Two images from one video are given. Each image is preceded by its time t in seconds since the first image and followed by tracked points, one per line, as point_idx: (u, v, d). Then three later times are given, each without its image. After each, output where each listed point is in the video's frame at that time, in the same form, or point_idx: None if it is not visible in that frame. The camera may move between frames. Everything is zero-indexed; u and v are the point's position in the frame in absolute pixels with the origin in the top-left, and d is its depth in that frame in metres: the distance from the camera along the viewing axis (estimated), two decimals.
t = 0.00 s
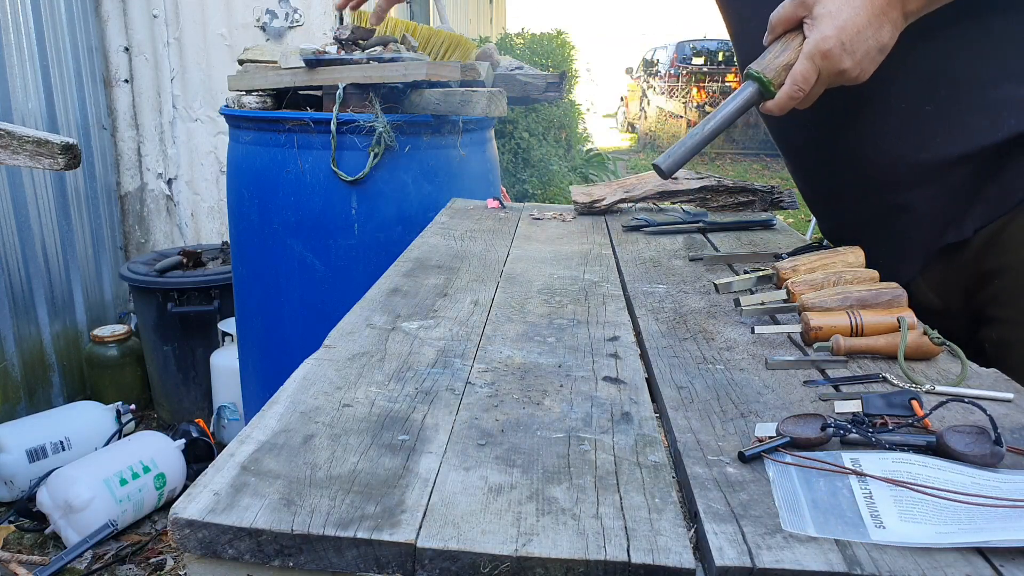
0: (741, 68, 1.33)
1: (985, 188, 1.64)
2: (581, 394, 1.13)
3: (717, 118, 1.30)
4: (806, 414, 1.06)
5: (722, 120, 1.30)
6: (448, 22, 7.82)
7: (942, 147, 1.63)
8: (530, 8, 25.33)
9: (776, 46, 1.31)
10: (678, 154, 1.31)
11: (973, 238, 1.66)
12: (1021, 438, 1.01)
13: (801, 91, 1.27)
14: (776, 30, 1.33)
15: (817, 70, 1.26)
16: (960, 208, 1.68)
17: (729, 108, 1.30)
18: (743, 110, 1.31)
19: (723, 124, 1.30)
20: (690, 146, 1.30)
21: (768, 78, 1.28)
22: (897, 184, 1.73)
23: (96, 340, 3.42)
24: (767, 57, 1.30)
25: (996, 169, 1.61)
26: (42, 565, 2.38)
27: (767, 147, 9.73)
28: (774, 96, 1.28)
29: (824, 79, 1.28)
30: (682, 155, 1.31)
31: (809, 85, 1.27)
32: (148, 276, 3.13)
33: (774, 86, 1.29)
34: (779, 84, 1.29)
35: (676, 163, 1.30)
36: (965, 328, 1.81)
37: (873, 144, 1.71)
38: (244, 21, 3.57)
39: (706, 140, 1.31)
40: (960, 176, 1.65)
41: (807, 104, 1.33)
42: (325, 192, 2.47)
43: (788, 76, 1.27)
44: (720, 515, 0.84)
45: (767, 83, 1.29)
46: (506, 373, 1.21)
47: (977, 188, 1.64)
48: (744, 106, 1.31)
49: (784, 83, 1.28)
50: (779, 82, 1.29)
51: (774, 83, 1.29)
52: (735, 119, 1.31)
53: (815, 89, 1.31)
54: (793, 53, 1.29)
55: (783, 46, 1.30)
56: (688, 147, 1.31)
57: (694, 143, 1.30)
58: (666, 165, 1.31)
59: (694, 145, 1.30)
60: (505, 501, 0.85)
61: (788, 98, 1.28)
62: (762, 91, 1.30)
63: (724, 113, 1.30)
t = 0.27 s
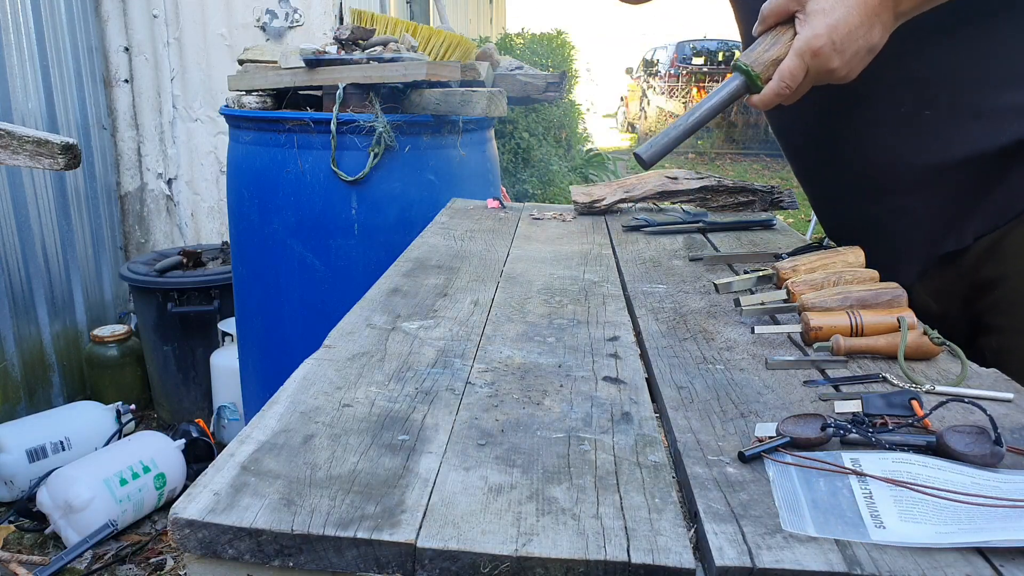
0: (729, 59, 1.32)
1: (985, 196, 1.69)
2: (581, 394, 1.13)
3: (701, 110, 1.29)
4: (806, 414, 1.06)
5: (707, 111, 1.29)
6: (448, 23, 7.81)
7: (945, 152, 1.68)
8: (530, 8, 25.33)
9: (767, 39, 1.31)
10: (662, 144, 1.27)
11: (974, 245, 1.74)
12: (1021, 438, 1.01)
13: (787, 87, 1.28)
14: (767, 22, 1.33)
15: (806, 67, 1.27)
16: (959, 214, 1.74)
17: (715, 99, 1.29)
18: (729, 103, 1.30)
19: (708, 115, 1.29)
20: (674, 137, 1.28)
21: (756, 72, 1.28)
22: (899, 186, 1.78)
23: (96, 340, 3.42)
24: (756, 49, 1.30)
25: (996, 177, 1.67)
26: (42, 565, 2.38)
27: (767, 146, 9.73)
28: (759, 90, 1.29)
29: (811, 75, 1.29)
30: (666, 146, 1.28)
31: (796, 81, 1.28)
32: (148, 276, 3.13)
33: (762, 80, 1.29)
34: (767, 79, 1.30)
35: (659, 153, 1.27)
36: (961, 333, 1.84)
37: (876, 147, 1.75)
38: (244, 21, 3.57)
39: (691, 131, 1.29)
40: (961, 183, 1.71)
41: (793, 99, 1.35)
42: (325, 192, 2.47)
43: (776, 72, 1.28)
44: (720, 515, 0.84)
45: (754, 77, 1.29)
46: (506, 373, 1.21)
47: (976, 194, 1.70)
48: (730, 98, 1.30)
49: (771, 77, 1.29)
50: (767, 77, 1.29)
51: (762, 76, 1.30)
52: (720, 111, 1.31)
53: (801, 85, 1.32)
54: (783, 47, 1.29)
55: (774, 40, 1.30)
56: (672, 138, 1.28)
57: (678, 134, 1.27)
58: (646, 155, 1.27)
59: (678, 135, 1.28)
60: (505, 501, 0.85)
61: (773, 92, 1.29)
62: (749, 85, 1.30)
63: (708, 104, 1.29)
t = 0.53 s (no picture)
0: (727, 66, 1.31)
1: (992, 208, 1.73)
2: (581, 394, 1.13)
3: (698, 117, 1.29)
4: (806, 414, 1.06)
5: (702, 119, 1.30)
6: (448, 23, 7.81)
7: (950, 166, 1.74)
8: (530, 9, 25.37)
9: (768, 49, 1.31)
10: (655, 150, 1.28)
11: (983, 259, 1.76)
12: (1021, 438, 1.01)
13: (784, 101, 1.28)
14: (769, 31, 1.33)
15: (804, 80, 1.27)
16: (966, 226, 1.78)
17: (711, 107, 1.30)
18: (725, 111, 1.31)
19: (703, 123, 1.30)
20: (668, 143, 1.28)
21: (755, 83, 1.28)
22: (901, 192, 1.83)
23: (96, 340, 3.42)
24: (756, 59, 1.30)
25: (1003, 192, 1.71)
26: (42, 565, 2.38)
27: (767, 146, 9.74)
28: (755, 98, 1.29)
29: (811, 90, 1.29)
30: (659, 151, 1.29)
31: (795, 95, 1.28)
32: (148, 276, 3.13)
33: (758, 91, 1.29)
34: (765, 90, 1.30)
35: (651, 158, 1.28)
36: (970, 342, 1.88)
37: (883, 158, 1.80)
38: (244, 21, 3.57)
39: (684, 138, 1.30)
40: (969, 194, 1.75)
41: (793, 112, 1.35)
42: (325, 192, 2.47)
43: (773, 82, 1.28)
44: (720, 515, 0.83)
45: (751, 88, 1.28)
46: (506, 373, 1.21)
47: (980, 210, 1.75)
48: (726, 107, 1.31)
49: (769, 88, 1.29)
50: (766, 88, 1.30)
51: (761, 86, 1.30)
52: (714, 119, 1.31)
53: (800, 99, 1.32)
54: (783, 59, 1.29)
55: (775, 50, 1.30)
56: (665, 143, 1.29)
57: (672, 140, 1.28)
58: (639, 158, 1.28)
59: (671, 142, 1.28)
60: (505, 501, 0.85)
61: (768, 104, 1.29)
62: (745, 95, 1.30)
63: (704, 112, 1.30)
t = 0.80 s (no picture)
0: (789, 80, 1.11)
1: None
2: (581, 394, 1.13)
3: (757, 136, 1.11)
4: (806, 414, 1.06)
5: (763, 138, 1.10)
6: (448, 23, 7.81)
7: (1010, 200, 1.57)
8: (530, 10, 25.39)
9: (834, 65, 1.08)
10: (706, 169, 1.12)
11: None
12: (1021, 438, 1.01)
13: (852, 126, 1.06)
14: (837, 44, 1.10)
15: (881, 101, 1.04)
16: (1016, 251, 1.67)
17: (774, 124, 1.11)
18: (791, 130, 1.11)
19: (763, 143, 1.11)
20: (721, 163, 1.12)
21: (821, 104, 1.07)
22: (958, 221, 1.66)
23: (96, 340, 3.42)
24: (821, 77, 1.08)
25: None
26: (42, 565, 2.38)
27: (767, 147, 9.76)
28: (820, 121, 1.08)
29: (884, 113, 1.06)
30: (710, 172, 1.13)
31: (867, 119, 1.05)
32: (148, 276, 3.13)
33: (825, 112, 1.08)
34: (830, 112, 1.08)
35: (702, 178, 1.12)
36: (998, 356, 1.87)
37: (938, 188, 1.61)
38: (244, 21, 3.57)
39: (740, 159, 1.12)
40: None
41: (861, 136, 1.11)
42: (325, 192, 2.47)
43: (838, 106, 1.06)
44: (720, 515, 0.84)
45: (815, 108, 1.08)
46: (506, 373, 1.21)
47: None
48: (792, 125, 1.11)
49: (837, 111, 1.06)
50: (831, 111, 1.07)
51: (824, 108, 1.08)
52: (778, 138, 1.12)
53: (866, 124, 1.09)
54: (852, 78, 1.06)
55: (842, 67, 1.07)
56: (718, 164, 1.12)
57: (725, 161, 1.11)
58: (690, 177, 1.13)
59: (724, 162, 1.12)
60: (505, 501, 0.85)
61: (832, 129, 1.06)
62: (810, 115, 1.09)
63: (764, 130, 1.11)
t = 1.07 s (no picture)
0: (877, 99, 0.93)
1: None
2: (582, 394, 1.13)
3: (831, 153, 0.89)
4: (806, 414, 1.06)
5: (843, 156, 0.89)
6: (448, 23, 7.82)
7: None
8: (530, 10, 25.40)
9: (941, 85, 0.89)
10: (764, 186, 0.89)
11: None
12: (1021, 438, 1.01)
13: (950, 161, 0.87)
14: (951, 61, 0.91)
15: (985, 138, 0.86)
16: None
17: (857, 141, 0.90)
18: (877, 152, 0.90)
19: (843, 163, 0.89)
20: (784, 181, 0.89)
21: (912, 126, 0.88)
22: None
23: (96, 340, 3.42)
24: (921, 97, 0.89)
25: None
26: (42, 565, 2.38)
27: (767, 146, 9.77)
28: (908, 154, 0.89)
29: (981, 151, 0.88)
30: (769, 190, 0.89)
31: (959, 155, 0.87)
32: (148, 276, 3.13)
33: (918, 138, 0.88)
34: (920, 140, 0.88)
35: (759, 195, 0.89)
36: None
37: None
38: (244, 21, 3.57)
39: (810, 180, 0.89)
40: None
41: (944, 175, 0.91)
42: (325, 192, 2.47)
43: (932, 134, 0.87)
44: (720, 515, 0.84)
45: (908, 132, 0.88)
46: (506, 373, 1.21)
47: None
48: (880, 146, 0.90)
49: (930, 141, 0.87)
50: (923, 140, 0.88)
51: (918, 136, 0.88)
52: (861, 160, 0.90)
53: (968, 162, 0.90)
54: (950, 103, 0.88)
55: (951, 89, 0.88)
56: (780, 182, 0.89)
57: (790, 178, 0.89)
58: (744, 193, 0.89)
59: (788, 180, 0.89)
60: (505, 501, 0.85)
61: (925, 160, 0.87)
62: (899, 139, 0.90)
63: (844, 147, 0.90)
